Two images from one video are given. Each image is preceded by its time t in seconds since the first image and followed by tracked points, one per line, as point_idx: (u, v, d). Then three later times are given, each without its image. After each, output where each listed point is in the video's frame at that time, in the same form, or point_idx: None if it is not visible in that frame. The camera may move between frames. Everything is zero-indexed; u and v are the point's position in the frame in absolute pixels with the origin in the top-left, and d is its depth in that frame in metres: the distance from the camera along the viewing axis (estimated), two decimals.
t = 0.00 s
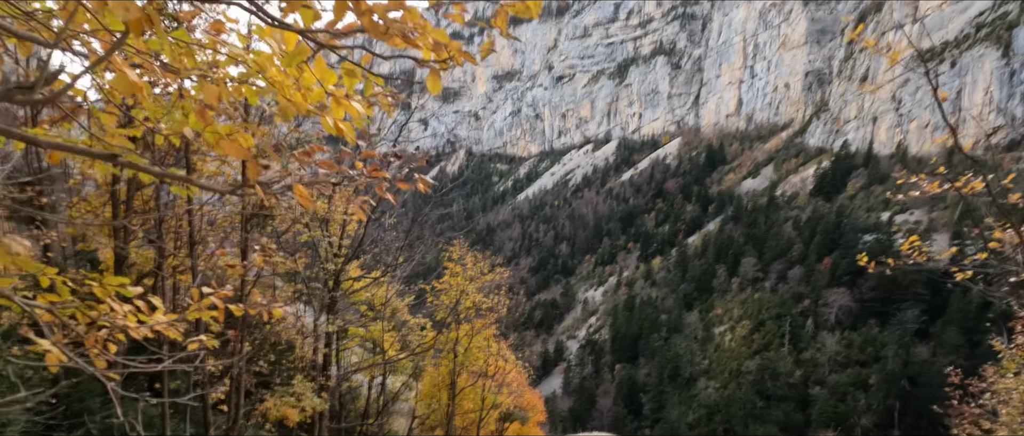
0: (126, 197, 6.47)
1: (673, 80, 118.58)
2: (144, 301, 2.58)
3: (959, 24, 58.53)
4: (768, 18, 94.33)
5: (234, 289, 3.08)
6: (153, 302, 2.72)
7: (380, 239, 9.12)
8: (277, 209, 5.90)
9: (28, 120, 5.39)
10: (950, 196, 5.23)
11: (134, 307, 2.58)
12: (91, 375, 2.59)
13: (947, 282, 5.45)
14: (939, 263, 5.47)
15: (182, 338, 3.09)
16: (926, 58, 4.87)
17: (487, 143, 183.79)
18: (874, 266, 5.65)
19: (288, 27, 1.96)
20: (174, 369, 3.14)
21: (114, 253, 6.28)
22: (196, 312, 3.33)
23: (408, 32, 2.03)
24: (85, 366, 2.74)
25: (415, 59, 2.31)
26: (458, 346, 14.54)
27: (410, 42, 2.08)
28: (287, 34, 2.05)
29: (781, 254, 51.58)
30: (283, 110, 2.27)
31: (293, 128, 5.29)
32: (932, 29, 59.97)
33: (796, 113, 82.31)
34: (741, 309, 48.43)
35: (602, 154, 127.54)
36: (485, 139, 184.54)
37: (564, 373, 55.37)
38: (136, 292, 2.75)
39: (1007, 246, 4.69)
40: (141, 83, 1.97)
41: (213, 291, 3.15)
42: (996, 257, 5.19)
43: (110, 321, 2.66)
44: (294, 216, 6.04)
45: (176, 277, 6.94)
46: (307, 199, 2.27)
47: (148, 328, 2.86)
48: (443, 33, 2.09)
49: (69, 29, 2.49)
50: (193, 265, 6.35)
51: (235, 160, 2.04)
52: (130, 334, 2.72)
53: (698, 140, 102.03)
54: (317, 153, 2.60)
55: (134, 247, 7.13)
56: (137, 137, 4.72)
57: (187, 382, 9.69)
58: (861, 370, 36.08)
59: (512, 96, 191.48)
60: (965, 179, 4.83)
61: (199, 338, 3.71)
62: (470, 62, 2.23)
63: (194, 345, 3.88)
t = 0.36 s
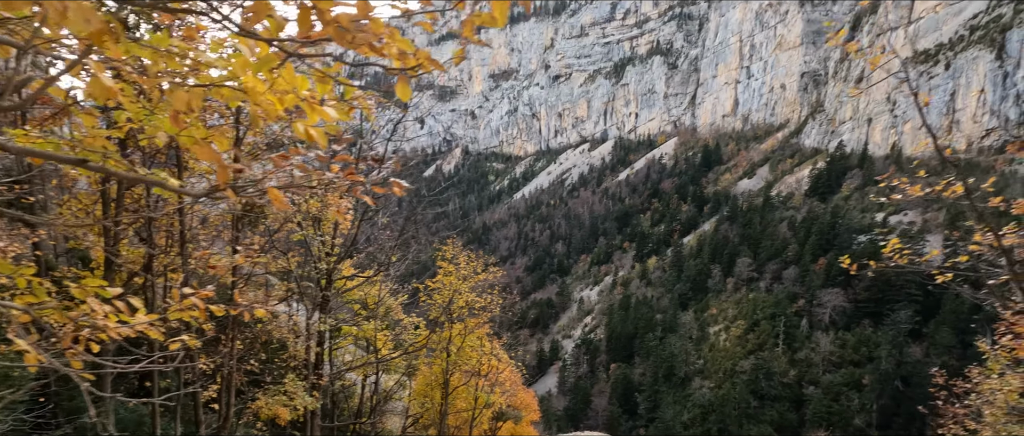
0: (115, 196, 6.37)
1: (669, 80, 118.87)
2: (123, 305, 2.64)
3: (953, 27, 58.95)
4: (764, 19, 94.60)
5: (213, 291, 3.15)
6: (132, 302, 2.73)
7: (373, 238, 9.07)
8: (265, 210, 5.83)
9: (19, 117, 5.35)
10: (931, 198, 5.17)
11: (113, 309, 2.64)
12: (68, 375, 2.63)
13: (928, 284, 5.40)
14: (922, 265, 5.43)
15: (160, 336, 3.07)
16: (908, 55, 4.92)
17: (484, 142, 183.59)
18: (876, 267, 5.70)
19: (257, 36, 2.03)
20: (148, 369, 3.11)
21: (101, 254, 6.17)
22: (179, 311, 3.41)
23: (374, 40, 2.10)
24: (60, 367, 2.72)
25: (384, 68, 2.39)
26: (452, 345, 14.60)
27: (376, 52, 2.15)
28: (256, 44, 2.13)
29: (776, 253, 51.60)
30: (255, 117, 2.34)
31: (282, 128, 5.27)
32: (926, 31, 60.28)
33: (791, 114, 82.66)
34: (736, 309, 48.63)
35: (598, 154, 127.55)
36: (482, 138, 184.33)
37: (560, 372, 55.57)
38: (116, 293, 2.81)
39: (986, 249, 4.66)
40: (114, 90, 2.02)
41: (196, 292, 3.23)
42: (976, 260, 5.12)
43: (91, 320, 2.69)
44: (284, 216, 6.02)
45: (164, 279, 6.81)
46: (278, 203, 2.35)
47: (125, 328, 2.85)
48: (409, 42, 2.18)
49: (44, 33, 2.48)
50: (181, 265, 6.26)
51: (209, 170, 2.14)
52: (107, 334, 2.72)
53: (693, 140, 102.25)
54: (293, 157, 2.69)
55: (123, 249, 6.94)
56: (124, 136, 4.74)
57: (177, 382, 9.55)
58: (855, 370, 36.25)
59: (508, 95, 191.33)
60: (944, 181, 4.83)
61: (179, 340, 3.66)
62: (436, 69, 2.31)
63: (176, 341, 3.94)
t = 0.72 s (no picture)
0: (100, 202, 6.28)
1: (661, 78, 119.16)
2: (94, 311, 2.59)
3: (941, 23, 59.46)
4: (754, 17, 95.03)
5: (189, 296, 3.12)
6: (102, 308, 2.67)
7: (364, 241, 8.97)
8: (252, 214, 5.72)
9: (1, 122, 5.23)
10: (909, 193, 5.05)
11: (88, 315, 2.63)
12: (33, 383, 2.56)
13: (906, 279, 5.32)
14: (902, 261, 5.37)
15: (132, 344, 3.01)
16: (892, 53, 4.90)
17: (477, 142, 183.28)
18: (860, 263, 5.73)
19: (214, 40, 1.97)
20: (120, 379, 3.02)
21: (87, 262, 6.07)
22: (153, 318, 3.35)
23: (332, 43, 2.19)
24: (29, 377, 2.65)
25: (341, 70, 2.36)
26: (445, 347, 14.54)
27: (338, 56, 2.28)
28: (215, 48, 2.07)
29: (769, 251, 51.86)
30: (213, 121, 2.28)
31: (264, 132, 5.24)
32: (915, 27, 60.71)
33: (782, 111, 83.19)
34: (730, 306, 48.82)
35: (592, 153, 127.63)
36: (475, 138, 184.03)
37: (556, 372, 55.58)
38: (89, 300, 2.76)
39: (966, 245, 4.61)
40: (68, 93, 2.00)
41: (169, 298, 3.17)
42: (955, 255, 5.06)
43: (61, 328, 2.61)
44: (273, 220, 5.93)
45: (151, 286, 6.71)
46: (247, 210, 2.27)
47: (97, 336, 2.80)
48: (364, 46, 2.31)
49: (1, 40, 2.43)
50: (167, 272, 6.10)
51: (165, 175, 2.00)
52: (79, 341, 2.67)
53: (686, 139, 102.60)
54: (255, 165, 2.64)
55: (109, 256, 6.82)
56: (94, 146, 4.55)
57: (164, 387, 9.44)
58: (848, 365, 36.60)
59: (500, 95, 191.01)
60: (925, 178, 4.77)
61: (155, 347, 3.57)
62: (396, 73, 2.54)
63: (151, 347, 3.86)
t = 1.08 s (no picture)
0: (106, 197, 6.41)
1: (671, 81, 118.54)
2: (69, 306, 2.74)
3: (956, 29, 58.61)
4: (766, 21, 94.24)
5: (168, 292, 3.19)
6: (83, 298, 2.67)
7: (367, 240, 8.99)
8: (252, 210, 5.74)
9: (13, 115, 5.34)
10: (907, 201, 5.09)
11: (60, 314, 2.76)
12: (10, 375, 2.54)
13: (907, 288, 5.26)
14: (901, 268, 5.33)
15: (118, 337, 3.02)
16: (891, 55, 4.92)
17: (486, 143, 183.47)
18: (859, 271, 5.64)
19: (179, 39, 2.11)
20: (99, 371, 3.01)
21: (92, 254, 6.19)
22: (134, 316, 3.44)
23: (296, 36, 2.22)
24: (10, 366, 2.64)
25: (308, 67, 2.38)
26: (446, 346, 14.58)
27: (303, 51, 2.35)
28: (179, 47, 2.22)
29: (777, 256, 51.40)
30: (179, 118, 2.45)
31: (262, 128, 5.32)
32: (929, 32, 59.97)
33: (793, 116, 82.49)
34: (736, 311, 48.49)
35: (600, 155, 127.28)
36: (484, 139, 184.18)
37: (561, 374, 55.58)
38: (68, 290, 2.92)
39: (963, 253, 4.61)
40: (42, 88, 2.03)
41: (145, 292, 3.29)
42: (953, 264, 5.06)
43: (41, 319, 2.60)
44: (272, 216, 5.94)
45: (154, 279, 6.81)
46: (214, 204, 2.39)
47: (81, 328, 2.83)
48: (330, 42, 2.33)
49: None
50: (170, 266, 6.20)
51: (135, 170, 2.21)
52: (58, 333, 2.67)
53: (695, 142, 102.04)
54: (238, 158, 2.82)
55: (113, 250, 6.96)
56: (98, 149, 4.75)
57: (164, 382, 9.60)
58: (856, 372, 36.29)
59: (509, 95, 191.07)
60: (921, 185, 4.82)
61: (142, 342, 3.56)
62: (363, 67, 2.55)
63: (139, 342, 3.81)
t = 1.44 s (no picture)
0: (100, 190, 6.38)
1: (675, 76, 117.90)
2: (35, 300, 2.40)
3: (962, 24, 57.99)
4: (771, 16, 93.51)
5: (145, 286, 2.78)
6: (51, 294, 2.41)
7: (364, 236, 8.88)
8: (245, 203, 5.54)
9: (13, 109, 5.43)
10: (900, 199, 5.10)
11: (27, 302, 2.35)
12: None
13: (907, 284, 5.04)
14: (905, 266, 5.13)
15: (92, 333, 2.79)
16: (881, 57, 4.98)
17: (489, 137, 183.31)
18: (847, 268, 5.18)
19: (138, 29, 1.90)
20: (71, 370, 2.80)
21: (87, 245, 6.17)
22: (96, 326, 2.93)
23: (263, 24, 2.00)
24: None
25: (283, 57, 2.17)
26: (444, 341, 14.55)
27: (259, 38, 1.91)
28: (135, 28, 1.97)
29: (779, 252, 51.30)
30: (141, 106, 2.17)
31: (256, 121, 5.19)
32: (935, 28, 59.56)
33: (797, 112, 82.03)
34: (738, 307, 48.40)
35: (603, 150, 126.99)
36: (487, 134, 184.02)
37: (562, 368, 55.96)
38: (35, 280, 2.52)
39: (959, 252, 4.57)
40: None
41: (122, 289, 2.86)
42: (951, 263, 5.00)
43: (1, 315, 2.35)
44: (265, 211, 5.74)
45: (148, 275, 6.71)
46: (180, 198, 2.20)
47: (49, 323, 2.57)
48: (307, 37, 2.10)
49: None
50: (165, 262, 6.09)
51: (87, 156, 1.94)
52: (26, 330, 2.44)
53: (698, 137, 101.66)
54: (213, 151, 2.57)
55: (109, 238, 6.93)
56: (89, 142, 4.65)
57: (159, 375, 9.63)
58: (856, 369, 36.27)
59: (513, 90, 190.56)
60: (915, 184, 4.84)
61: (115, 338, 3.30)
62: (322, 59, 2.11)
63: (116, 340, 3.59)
